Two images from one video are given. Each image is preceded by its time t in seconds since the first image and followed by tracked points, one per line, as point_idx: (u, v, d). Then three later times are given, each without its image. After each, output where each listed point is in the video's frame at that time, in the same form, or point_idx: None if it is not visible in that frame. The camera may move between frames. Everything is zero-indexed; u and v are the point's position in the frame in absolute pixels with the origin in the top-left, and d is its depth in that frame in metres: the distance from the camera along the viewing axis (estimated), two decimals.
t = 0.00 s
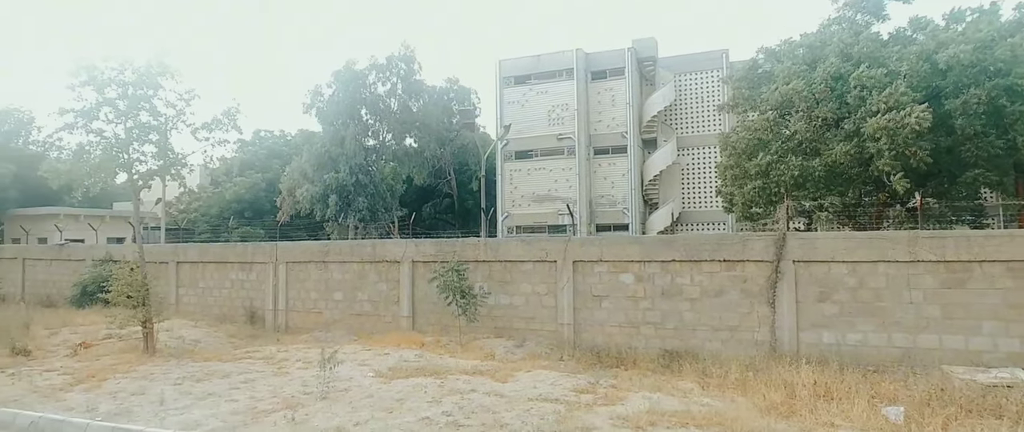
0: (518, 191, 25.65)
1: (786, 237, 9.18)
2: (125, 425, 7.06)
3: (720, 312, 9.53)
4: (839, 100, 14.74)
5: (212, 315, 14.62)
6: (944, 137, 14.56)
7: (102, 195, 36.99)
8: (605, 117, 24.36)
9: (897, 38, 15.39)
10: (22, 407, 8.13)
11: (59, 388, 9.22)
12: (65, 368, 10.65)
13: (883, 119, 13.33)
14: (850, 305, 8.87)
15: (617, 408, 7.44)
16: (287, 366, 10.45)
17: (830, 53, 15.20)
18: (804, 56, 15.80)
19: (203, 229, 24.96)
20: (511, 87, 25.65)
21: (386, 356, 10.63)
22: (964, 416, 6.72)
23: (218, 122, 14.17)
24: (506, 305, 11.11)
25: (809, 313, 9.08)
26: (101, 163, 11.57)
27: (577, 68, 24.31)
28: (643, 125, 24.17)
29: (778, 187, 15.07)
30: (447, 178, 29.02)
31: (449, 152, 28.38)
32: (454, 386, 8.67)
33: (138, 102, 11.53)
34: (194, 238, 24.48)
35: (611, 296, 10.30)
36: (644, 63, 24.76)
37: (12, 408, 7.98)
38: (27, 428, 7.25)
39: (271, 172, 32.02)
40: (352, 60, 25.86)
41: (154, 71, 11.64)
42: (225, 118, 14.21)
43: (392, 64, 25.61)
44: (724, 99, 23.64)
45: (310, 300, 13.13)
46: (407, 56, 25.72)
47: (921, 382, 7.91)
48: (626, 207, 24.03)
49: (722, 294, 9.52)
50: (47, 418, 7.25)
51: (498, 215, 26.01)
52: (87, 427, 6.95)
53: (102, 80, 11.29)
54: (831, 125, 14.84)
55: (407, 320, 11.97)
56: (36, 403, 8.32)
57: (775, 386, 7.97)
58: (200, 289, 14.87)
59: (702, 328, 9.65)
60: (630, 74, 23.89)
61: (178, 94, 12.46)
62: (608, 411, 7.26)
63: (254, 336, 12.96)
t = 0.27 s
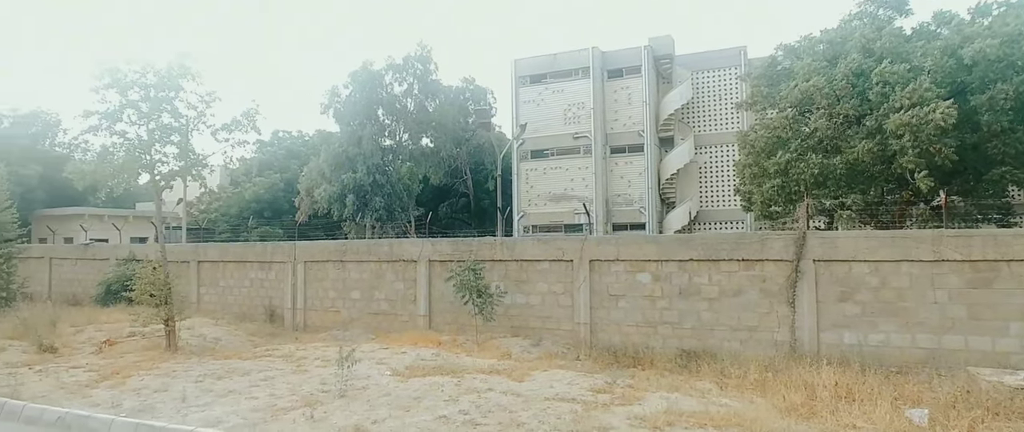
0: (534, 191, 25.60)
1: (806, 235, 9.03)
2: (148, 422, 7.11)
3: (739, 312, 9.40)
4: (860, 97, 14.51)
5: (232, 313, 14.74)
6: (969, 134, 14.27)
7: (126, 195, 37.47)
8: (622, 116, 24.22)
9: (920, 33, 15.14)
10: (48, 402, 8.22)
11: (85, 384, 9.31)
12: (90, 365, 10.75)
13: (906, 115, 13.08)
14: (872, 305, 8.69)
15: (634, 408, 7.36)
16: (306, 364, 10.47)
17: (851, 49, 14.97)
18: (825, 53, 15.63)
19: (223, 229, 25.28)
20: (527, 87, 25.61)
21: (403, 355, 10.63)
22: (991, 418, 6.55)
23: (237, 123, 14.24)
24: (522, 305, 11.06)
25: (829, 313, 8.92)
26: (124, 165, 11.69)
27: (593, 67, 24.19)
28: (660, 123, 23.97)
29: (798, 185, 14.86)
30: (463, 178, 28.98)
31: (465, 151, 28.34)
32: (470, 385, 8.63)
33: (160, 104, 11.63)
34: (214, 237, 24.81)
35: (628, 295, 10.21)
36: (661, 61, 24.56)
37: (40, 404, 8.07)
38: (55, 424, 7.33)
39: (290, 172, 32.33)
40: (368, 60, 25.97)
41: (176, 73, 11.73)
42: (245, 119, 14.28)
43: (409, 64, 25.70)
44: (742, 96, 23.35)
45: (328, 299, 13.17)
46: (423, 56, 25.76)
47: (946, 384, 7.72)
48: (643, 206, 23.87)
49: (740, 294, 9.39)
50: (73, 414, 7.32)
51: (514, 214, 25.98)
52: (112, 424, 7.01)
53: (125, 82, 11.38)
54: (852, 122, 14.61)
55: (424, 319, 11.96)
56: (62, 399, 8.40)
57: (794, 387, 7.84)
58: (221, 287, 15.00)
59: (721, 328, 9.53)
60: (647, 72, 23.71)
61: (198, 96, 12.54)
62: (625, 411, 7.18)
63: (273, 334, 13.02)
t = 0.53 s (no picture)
0: (548, 190, 25.56)
1: (825, 235, 8.88)
2: (169, 419, 7.13)
3: (756, 312, 9.28)
4: (880, 94, 14.29)
5: (249, 312, 14.82)
6: (992, 131, 14.02)
7: (146, 195, 37.92)
8: (636, 115, 24.08)
9: (942, 29, 14.89)
10: (71, 399, 8.28)
11: (107, 381, 9.38)
12: (111, 362, 10.84)
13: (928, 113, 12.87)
14: (892, 306, 8.53)
15: (650, 408, 7.27)
16: (322, 363, 10.49)
17: (871, 46, 14.75)
18: (843, 50, 15.44)
19: (240, 229, 25.48)
20: (541, 86, 25.56)
21: (418, 354, 10.61)
22: (1016, 421, 6.40)
23: (255, 124, 14.32)
24: (537, 304, 11.01)
25: (849, 314, 8.77)
26: (144, 166, 11.78)
27: (608, 66, 24.08)
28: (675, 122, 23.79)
29: (816, 185, 14.67)
30: (478, 178, 28.91)
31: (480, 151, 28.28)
32: (485, 384, 8.59)
33: (179, 105, 11.71)
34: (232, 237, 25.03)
35: (643, 295, 10.11)
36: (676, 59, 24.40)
37: (63, 400, 8.13)
38: (77, 420, 7.35)
39: (306, 173, 32.53)
40: (383, 61, 26.05)
41: (194, 75, 11.79)
42: (261, 120, 14.35)
43: (423, 65, 25.74)
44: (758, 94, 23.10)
45: (344, 298, 13.20)
46: (437, 56, 25.79)
47: (969, 387, 7.56)
48: (658, 206, 23.71)
49: (757, 294, 9.27)
50: (95, 411, 7.36)
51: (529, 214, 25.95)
52: (134, 420, 7.03)
53: (144, 84, 11.46)
54: (872, 120, 14.40)
55: (438, 318, 11.94)
56: (84, 396, 8.47)
57: (813, 388, 7.73)
58: (238, 286, 15.10)
59: (737, 328, 9.41)
60: (662, 71, 23.55)
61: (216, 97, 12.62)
62: (641, 411, 7.10)
63: (290, 333, 13.07)
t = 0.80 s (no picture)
0: (562, 191, 25.49)
1: (843, 235, 8.73)
2: (187, 417, 7.17)
3: (772, 313, 9.16)
4: (900, 93, 14.08)
5: (265, 312, 14.89)
6: (1015, 129, 13.76)
7: (165, 196, 38.31)
8: (651, 115, 23.93)
9: (963, 26, 14.65)
10: (93, 396, 8.34)
11: (128, 379, 9.44)
12: (132, 360, 10.91)
13: (949, 111, 12.64)
14: (912, 307, 8.35)
15: (665, 409, 7.19)
16: (337, 362, 10.49)
17: (890, 44, 14.53)
18: (861, 48, 15.24)
19: (257, 230, 26.07)
20: (555, 87, 25.49)
21: (433, 354, 10.58)
22: None
23: (271, 126, 14.36)
24: (551, 305, 10.95)
25: (867, 315, 8.60)
26: (163, 167, 11.86)
27: (622, 65, 23.94)
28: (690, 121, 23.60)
29: (833, 185, 14.50)
30: (491, 178, 28.83)
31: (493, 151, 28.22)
32: (500, 384, 8.54)
33: (197, 107, 11.77)
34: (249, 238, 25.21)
35: (658, 296, 10.02)
36: (691, 59, 24.21)
37: (85, 397, 8.20)
38: (99, 417, 7.45)
39: (321, 174, 32.70)
40: (396, 62, 26.11)
41: (212, 77, 11.84)
42: (277, 121, 14.41)
43: (436, 66, 25.77)
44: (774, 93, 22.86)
45: (358, 298, 13.21)
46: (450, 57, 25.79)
47: (991, 390, 7.38)
48: (673, 206, 23.56)
49: (774, 295, 9.14)
50: (117, 408, 7.45)
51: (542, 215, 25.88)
52: (154, 417, 7.15)
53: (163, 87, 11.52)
54: (891, 119, 14.18)
55: (452, 318, 11.91)
56: (106, 394, 8.52)
57: (830, 390, 7.60)
58: (255, 286, 15.18)
59: (753, 330, 9.29)
60: (676, 70, 23.38)
61: (233, 99, 12.67)
62: (656, 413, 7.02)
63: (306, 332, 13.10)
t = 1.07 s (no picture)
0: (575, 191, 25.40)
1: (860, 236, 8.60)
2: (204, 415, 7.21)
3: (788, 314, 9.04)
4: (918, 91, 13.87)
5: (281, 311, 14.94)
6: None
7: (182, 197, 38.65)
8: (664, 114, 23.80)
9: (983, 23, 14.40)
10: (113, 394, 8.40)
11: (146, 378, 9.50)
12: (150, 359, 10.98)
13: (969, 110, 12.44)
14: (930, 309, 8.19)
15: (679, 411, 7.11)
16: (351, 361, 10.49)
17: (908, 42, 14.33)
18: (879, 46, 15.03)
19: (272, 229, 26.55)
20: (568, 87, 25.43)
21: (446, 354, 10.56)
22: None
23: (286, 127, 14.43)
24: (564, 305, 10.89)
25: (885, 317, 8.45)
26: (180, 168, 11.95)
27: (635, 65, 23.84)
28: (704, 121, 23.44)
29: (851, 185, 14.33)
30: (504, 179, 28.78)
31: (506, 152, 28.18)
32: (513, 384, 8.49)
33: (214, 109, 11.84)
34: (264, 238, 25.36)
35: (672, 297, 9.93)
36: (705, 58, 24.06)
37: (105, 395, 8.26)
38: (118, 414, 7.52)
39: (335, 174, 32.83)
40: (410, 63, 26.17)
41: (228, 79, 11.89)
42: (292, 123, 14.46)
43: (449, 67, 25.85)
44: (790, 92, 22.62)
45: (372, 298, 13.22)
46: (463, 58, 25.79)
47: (1013, 394, 7.22)
48: (687, 206, 23.41)
49: (789, 296, 9.02)
50: (136, 406, 7.52)
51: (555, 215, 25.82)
52: (172, 415, 7.20)
53: (181, 89, 11.60)
54: (909, 118, 13.99)
55: (466, 318, 11.89)
56: (125, 392, 8.57)
57: (848, 393, 7.48)
58: (270, 286, 15.25)
59: (768, 331, 9.17)
60: (690, 70, 23.23)
61: (249, 101, 12.75)
62: (670, 414, 6.95)
63: (320, 332, 13.12)
